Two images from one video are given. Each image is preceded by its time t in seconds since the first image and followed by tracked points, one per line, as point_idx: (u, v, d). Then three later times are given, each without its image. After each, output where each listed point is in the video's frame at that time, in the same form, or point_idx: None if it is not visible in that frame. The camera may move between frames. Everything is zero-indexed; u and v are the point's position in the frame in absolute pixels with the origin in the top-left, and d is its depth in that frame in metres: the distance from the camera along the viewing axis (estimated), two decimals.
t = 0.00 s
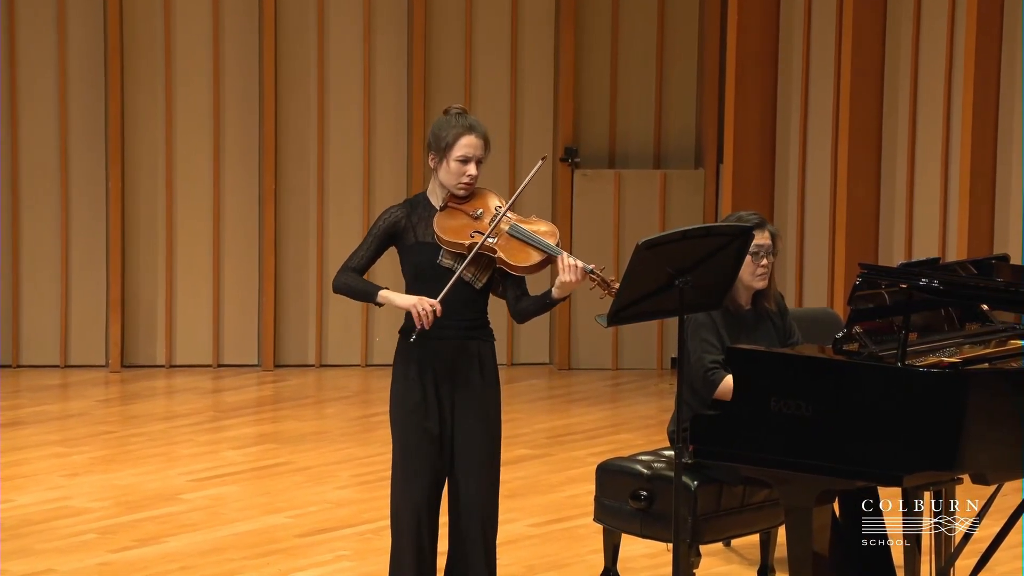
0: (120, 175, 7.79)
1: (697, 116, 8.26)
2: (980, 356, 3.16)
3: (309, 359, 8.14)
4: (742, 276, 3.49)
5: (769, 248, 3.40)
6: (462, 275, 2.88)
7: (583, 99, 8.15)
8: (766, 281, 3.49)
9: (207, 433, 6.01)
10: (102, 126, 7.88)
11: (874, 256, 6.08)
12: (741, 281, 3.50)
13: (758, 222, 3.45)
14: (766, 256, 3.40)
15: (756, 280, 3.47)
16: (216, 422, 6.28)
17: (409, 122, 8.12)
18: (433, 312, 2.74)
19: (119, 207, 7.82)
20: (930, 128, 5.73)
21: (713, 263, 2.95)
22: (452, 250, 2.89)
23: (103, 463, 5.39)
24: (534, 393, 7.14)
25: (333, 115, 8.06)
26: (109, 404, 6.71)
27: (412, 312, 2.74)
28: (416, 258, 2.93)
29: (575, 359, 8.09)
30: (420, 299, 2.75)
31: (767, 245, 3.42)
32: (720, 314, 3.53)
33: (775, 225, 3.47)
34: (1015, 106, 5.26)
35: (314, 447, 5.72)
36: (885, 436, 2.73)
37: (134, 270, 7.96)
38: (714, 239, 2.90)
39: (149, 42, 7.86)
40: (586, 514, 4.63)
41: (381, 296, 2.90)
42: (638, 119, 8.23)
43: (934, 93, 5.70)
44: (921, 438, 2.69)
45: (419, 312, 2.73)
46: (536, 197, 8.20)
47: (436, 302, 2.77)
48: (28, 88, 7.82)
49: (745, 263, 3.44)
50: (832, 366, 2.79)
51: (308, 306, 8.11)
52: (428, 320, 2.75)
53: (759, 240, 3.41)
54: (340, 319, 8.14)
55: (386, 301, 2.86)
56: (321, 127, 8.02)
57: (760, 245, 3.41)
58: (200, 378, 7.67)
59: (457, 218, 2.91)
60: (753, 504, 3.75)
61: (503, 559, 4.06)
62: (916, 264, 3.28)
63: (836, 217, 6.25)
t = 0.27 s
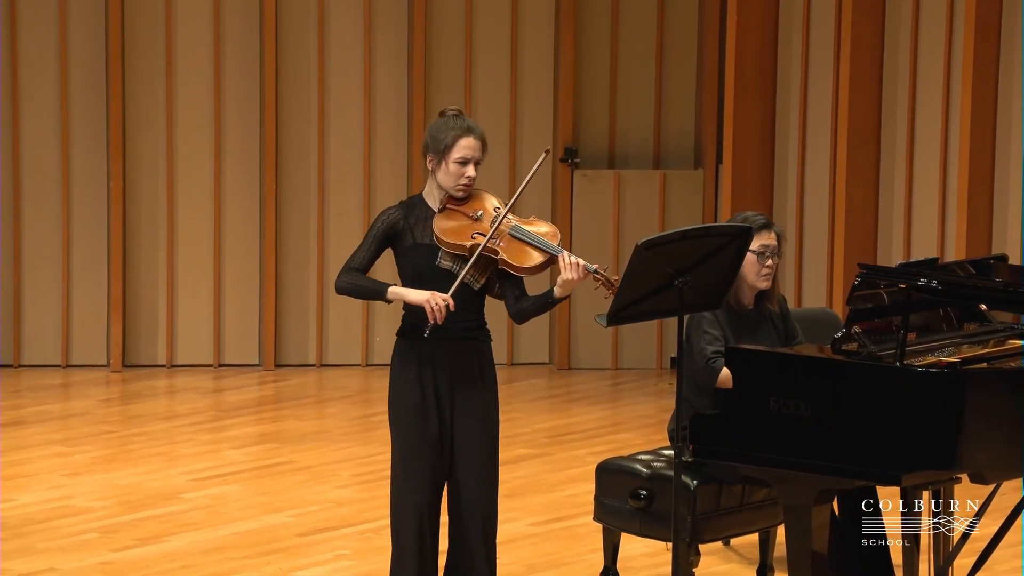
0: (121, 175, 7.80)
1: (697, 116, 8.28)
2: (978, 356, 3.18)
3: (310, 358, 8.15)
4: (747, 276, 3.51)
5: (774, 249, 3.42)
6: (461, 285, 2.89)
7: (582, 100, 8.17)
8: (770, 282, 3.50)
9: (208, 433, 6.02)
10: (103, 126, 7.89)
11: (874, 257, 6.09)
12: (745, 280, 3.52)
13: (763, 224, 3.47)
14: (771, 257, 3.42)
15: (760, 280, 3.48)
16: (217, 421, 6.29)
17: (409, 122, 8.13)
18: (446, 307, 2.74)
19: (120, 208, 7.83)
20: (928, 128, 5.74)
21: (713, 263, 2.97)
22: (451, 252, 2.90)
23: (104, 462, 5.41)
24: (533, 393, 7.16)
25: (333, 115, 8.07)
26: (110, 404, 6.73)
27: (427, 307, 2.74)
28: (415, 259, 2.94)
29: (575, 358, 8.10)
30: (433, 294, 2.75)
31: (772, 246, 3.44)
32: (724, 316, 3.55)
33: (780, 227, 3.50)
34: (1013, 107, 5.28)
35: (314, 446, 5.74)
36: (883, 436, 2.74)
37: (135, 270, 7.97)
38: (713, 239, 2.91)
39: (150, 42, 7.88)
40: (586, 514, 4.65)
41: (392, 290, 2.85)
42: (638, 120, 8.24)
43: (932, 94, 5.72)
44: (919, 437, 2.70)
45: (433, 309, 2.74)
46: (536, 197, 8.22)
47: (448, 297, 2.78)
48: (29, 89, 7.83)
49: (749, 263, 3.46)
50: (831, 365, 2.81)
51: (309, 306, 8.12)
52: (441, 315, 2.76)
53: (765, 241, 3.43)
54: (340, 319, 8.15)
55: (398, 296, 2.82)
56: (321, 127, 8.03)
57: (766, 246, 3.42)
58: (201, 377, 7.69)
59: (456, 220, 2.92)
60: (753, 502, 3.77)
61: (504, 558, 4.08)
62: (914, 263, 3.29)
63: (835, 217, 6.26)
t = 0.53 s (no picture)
0: (123, 177, 7.82)
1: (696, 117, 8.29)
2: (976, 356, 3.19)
3: (310, 358, 8.17)
4: (755, 282, 3.47)
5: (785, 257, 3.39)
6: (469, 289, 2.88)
7: (582, 101, 8.19)
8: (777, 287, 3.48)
9: (209, 432, 6.04)
10: (105, 127, 7.91)
11: (872, 257, 6.11)
12: (753, 285, 3.49)
13: (775, 230, 3.39)
14: (782, 265, 3.39)
15: (769, 287, 3.46)
16: (218, 421, 6.31)
17: (410, 122, 8.15)
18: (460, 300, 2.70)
19: (122, 208, 7.85)
20: (926, 130, 5.77)
21: (712, 263, 2.99)
22: (447, 253, 2.87)
23: (106, 461, 5.42)
24: (533, 392, 7.17)
25: (334, 117, 8.09)
26: (112, 403, 6.75)
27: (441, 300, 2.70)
28: (411, 262, 2.90)
29: (575, 357, 8.12)
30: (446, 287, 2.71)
31: (783, 253, 3.39)
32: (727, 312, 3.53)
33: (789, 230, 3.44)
34: (1011, 109, 5.31)
35: (315, 446, 5.75)
36: (883, 435, 2.75)
37: (136, 270, 7.99)
38: (713, 239, 2.93)
39: (152, 45, 7.90)
40: (586, 513, 4.66)
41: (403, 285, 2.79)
42: (638, 120, 8.26)
43: (930, 95, 5.74)
44: (917, 437, 2.71)
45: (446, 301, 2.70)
46: (536, 198, 8.24)
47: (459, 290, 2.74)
48: (31, 89, 7.85)
49: (759, 269, 3.42)
50: (829, 365, 2.81)
51: (309, 306, 8.14)
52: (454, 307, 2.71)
53: (776, 248, 3.39)
54: (341, 318, 8.17)
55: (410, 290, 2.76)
56: (322, 128, 8.05)
57: (777, 254, 3.38)
58: (202, 377, 7.71)
59: (451, 222, 2.90)
60: (752, 501, 3.78)
61: (503, 557, 4.09)
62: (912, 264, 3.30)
63: (833, 217, 6.28)
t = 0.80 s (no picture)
0: (124, 177, 7.84)
1: (695, 117, 8.31)
2: (975, 355, 3.20)
3: (311, 358, 8.19)
4: (762, 284, 3.48)
5: (793, 263, 3.38)
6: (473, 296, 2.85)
7: (582, 101, 8.21)
8: (784, 291, 3.49)
9: (210, 432, 6.05)
10: (106, 128, 7.93)
11: (871, 257, 6.12)
12: (760, 288, 3.49)
13: (785, 236, 3.38)
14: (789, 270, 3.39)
15: (776, 289, 3.46)
16: (219, 420, 6.33)
17: (410, 123, 8.17)
18: (469, 289, 2.73)
19: (123, 208, 7.87)
20: (925, 131, 5.78)
21: (711, 263, 3.00)
22: (441, 253, 2.88)
23: (107, 461, 5.44)
24: (533, 392, 7.18)
25: (335, 118, 8.10)
26: (113, 403, 6.76)
27: (451, 289, 2.72)
28: (405, 264, 2.90)
29: (574, 357, 8.13)
30: (455, 277, 2.74)
31: (791, 258, 3.39)
32: (728, 310, 3.54)
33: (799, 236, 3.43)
34: (1009, 110, 5.32)
35: (315, 445, 5.77)
36: (882, 434, 2.76)
37: (137, 270, 8.01)
38: (712, 240, 2.94)
39: (153, 47, 7.92)
40: (585, 512, 4.67)
41: (411, 277, 2.79)
42: (638, 121, 8.28)
43: (929, 97, 5.76)
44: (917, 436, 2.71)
45: (457, 291, 2.73)
46: (536, 198, 8.25)
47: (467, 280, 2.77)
48: (33, 90, 7.87)
49: (768, 272, 3.43)
50: (828, 365, 2.82)
51: (310, 306, 8.16)
52: (464, 297, 2.75)
53: (785, 254, 3.38)
54: (342, 318, 8.19)
55: (420, 281, 2.76)
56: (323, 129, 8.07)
57: (785, 259, 3.38)
58: (203, 376, 7.72)
59: (445, 223, 2.90)
60: (751, 501, 3.80)
61: (503, 556, 4.10)
62: (911, 264, 3.31)
63: (832, 218, 6.30)
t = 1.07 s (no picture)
0: (126, 178, 7.86)
1: (695, 117, 8.32)
2: (973, 355, 3.21)
3: (312, 357, 8.21)
4: (759, 279, 3.50)
5: (787, 254, 3.43)
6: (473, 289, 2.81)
7: (581, 102, 8.22)
8: (782, 284, 3.51)
9: (211, 431, 6.07)
10: (107, 129, 7.94)
11: (869, 257, 6.14)
12: (756, 284, 3.52)
13: (778, 226, 3.44)
14: (783, 261, 3.43)
15: (773, 284, 3.49)
16: (220, 420, 6.34)
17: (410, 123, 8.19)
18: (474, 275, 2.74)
19: (125, 209, 7.89)
20: (923, 132, 5.80)
21: (710, 264, 3.02)
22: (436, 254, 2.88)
23: (109, 460, 5.46)
24: (533, 391, 7.20)
25: (336, 118, 8.12)
26: (115, 403, 6.78)
27: (457, 277, 2.73)
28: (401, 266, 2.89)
29: (574, 357, 8.15)
30: (460, 264, 2.74)
31: (785, 250, 3.44)
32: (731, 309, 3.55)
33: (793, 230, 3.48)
34: (1007, 111, 5.35)
35: (316, 445, 5.79)
36: (881, 434, 2.76)
37: (139, 270, 8.03)
38: (711, 240, 2.96)
39: (155, 48, 7.94)
40: (585, 511, 4.69)
41: (417, 267, 2.77)
42: (637, 121, 8.29)
43: (927, 98, 5.78)
44: (914, 435, 2.72)
45: (462, 278, 2.73)
46: (535, 199, 8.27)
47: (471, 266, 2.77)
48: (35, 91, 7.88)
49: (763, 266, 3.47)
50: (826, 365, 2.82)
51: (311, 306, 8.17)
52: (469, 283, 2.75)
53: (779, 245, 3.43)
54: (342, 318, 8.21)
55: (427, 270, 2.75)
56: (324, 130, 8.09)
57: (779, 250, 3.43)
58: (205, 376, 7.74)
59: (440, 223, 2.91)
60: (750, 500, 3.81)
61: (503, 555, 4.12)
62: (909, 265, 3.32)
63: (831, 217, 6.31)
